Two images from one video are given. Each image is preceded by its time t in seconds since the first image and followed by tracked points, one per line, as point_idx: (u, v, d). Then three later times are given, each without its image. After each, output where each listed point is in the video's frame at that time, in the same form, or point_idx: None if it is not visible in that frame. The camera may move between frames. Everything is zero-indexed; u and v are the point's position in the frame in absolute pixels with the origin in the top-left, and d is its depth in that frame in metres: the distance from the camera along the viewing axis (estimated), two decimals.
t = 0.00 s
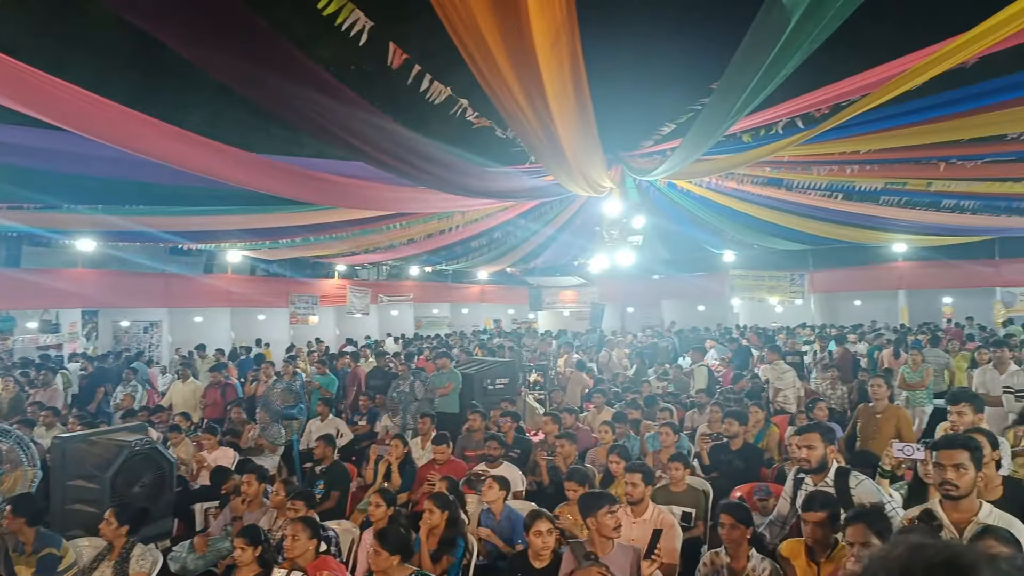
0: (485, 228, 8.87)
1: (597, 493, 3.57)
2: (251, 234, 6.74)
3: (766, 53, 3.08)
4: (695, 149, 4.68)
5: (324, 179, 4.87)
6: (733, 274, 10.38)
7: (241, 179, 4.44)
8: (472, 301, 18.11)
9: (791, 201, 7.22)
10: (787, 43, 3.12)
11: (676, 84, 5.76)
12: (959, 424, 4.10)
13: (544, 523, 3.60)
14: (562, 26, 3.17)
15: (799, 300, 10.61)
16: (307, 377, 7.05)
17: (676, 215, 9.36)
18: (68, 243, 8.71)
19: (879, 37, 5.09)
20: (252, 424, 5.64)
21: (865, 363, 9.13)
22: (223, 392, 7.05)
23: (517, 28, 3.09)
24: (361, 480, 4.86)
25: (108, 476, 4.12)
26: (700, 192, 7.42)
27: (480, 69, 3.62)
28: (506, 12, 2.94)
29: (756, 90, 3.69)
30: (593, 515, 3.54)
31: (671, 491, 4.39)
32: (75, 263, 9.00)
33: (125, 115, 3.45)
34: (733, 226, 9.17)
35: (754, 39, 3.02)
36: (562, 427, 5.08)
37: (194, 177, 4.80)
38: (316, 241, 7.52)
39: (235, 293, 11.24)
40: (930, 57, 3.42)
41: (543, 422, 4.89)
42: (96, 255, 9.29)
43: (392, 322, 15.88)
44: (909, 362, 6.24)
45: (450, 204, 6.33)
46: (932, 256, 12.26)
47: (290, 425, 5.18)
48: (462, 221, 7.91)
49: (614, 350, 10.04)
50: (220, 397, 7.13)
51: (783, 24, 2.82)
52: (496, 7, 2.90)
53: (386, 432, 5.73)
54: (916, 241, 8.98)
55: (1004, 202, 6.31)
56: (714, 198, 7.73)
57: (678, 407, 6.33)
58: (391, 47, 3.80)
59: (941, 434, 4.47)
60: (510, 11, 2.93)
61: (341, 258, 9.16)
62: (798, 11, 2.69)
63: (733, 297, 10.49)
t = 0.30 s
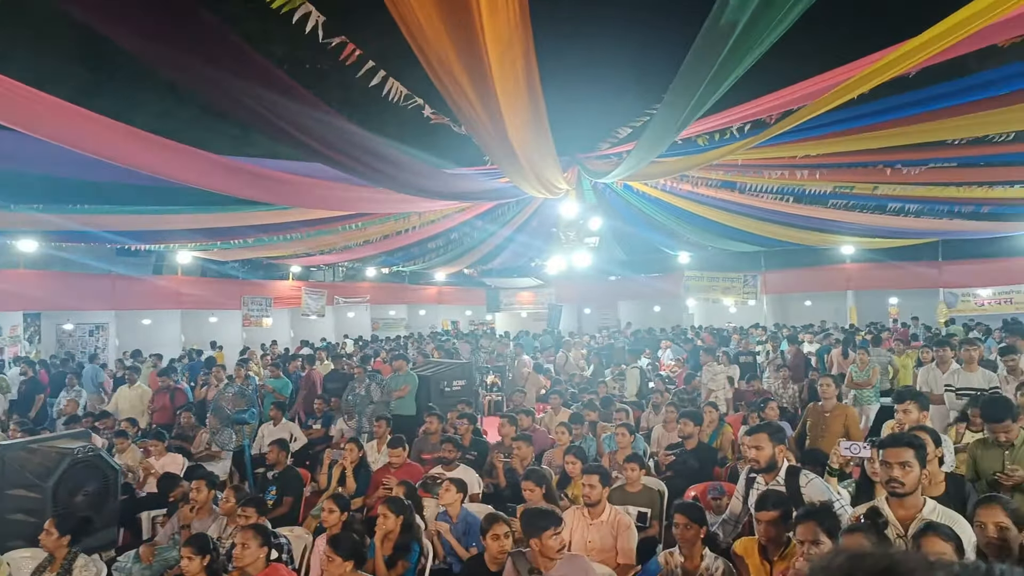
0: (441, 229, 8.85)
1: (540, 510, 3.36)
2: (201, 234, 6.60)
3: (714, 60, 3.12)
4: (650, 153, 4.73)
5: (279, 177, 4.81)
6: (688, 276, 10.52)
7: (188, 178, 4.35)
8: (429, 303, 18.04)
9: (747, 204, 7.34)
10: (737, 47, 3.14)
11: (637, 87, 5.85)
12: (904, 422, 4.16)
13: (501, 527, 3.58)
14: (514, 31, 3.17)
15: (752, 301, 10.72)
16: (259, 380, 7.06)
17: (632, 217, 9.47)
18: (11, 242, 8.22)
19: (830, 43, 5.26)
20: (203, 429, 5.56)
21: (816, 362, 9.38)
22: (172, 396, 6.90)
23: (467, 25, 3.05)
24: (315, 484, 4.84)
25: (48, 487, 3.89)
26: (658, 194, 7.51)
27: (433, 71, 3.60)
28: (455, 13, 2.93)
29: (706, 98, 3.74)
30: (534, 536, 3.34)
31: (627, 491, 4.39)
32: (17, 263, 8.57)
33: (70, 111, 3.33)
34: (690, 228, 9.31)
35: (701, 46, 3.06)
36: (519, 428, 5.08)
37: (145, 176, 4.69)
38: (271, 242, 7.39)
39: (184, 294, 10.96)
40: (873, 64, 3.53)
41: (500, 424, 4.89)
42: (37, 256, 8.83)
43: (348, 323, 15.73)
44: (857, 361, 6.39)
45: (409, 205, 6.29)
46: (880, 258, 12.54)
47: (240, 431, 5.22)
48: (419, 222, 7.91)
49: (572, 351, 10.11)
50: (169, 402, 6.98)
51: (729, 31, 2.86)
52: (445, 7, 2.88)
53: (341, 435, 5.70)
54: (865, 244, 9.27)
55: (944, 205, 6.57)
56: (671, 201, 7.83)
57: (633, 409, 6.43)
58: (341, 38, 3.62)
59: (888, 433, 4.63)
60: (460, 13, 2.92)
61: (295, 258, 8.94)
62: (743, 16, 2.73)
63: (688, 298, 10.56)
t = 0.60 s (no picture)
0: (411, 230, 8.82)
1: (522, 493, 3.32)
2: (166, 234, 6.49)
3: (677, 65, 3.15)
4: (616, 153, 4.77)
5: (245, 177, 4.78)
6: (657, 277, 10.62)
7: (151, 177, 4.28)
8: (398, 304, 18.00)
9: (715, 205, 7.43)
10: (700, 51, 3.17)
11: (606, 92, 5.91)
12: (867, 422, 4.21)
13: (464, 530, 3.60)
14: (478, 36, 3.17)
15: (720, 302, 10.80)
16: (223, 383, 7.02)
17: (601, 219, 9.53)
18: None
19: (795, 53, 5.37)
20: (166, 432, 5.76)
21: (781, 362, 9.58)
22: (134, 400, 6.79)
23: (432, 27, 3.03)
24: (280, 489, 4.78)
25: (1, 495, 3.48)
26: (629, 196, 7.58)
27: (398, 70, 3.58)
28: (418, 16, 2.90)
29: (669, 101, 3.77)
30: (512, 520, 3.30)
31: (596, 492, 4.39)
32: None
33: (30, 108, 3.23)
34: (660, 230, 9.40)
35: (664, 48, 3.08)
36: (487, 430, 5.09)
37: (106, 176, 4.59)
38: (238, 243, 7.31)
39: (146, 294, 10.88)
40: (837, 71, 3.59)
41: (469, 426, 4.90)
42: None
43: (316, 325, 15.60)
44: (822, 361, 6.50)
45: (379, 206, 6.26)
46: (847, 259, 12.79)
47: (205, 436, 4.94)
48: (389, 223, 7.88)
49: (542, 352, 10.21)
50: (131, 406, 6.86)
51: (692, 35, 2.88)
52: (408, 9, 2.86)
53: (307, 438, 5.71)
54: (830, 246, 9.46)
55: (906, 208, 6.68)
56: (642, 203, 7.91)
57: (602, 409, 6.52)
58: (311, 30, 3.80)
59: (851, 432, 4.75)
60: (423, 15, 2.90)
61: (262, 259, 8.84)
62: (706, 21, 2.75)
63: (657, 298, 10.67)
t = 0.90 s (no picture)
0: (391, 231, 8.78)
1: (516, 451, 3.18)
2: (142, 235, 6.40)
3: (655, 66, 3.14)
4: (594, 152, 4.76)
5: (224, 177, 4.71)
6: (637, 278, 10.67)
7: (127, 177, 4.20)
8: (378, 305, 17.92)
9: (695, 207, 7.48)
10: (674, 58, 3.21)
11: (586, 95, 5.95)
12: (844, 422, 4.25)
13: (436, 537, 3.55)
14: (455, 37, 3.15)
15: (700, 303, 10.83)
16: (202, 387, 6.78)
17: (581, 220, 9.55)
18: None
19: (773, 58, 5.44)
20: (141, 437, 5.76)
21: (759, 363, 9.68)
22: (108, 404, 6.71)
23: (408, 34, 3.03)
24: (258, 493, 4.74)
25: None
26: (610, 198, 7.63)
27: (377, 72, 3.57)
28: (394, 17, 2.88)
29: (646, 104, 3.77)
30: (506, 476, 3.15)
31: (575, 493, 4.38)
32: None
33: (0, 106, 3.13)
34: (641, 232, 9.46)
35: (642, 48, 3.07)
36: (467, 432, 5.09)
37: (80, 176, 4.52)
38: (215, 244, 7.24)
39: (123, 295, 10.90)
40: (815, 73, 3.65)
41: (449, 428, 4.91)
42: None
43: (295, 327, 15.49)
44: (799, 361, 6.56)
45: (360, 208, 6.25)
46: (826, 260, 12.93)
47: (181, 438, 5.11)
48: (369, 224, 7.84)
49: (522, 353, 10.28)
50: (105, 409, 6.78)
51: (671, 36, 2.87)
52: (384, 9, 2.84)
53: (285, 441, 5.68)
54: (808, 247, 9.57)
55: (882, 210, 6.74)
56: (623, 205, 7.95)
57: (581, 410, 6.56)
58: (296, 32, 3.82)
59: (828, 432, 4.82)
60: (399, 17, 2.88)
61: (239, 261, 8.76)
62: (686, 21, 2.73)
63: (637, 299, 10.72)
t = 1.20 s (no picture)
0: (378, 232, 8.77)
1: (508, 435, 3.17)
2: (125, 235, 6.35)
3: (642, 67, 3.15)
4: (580, 152, 4.76)
5: (208, 177, 4.63)
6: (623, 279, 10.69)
7: (110, 178, 4.14)
8: (364, 306, 17.88)
9: (681, 209, 7.52)
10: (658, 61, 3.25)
11: (574, 97, 5.98)
12: (827, 422, 4.28)
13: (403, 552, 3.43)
14: (440, 37, 3.14)
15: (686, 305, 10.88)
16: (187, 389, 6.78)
17: (569, 221, 9.59)
18: None
19: (759, 62, 5.49)
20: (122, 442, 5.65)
21: (745, 363, 9.74)
22: (90, 407, 6.67)
23: (392, 36, 3.03)
24: (243, 496, 4.72)
25: None
26: (597, 200, 7.69)
27: (362, 74, 3.56)
28: (381, 18, 2.89)
29: (632, 105, 3.78)
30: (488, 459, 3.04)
31: (562, 495, 4.36)
32: None
33: None
34: (628, 233, 9.51)
35: (626, 51, 3.09)
36: (454, 433, 5.10)
37: (61, 176, 4.46)
38: (200, 245, 7.20)
39: (106, 297, 11.00)
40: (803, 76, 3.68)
41: (436, 429, 4.91)
42: None
43: (281, 328, 15.41)
44: (784, 362, 6.60)
45: (347, 209, 6.24)
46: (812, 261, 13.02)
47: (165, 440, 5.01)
48: (355, 224, 7.82)
49: (507, 355, 10.35)
50: (87, 412, 6.72)
51: (657, 37, 2.88)
52: (371, 10, 2.84)
53: (270, 444, 5.73)
54: (793, 249, 9.64)
55: (865, 211, 6.80)
56: (610, 206, 7.99)
57: (568, 411, 6.59)
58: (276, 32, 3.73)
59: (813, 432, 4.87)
60: (386, 19, 2.88)
61: (224, 262, 8.72)
62: (673, 22, 2.74)
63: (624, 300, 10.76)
